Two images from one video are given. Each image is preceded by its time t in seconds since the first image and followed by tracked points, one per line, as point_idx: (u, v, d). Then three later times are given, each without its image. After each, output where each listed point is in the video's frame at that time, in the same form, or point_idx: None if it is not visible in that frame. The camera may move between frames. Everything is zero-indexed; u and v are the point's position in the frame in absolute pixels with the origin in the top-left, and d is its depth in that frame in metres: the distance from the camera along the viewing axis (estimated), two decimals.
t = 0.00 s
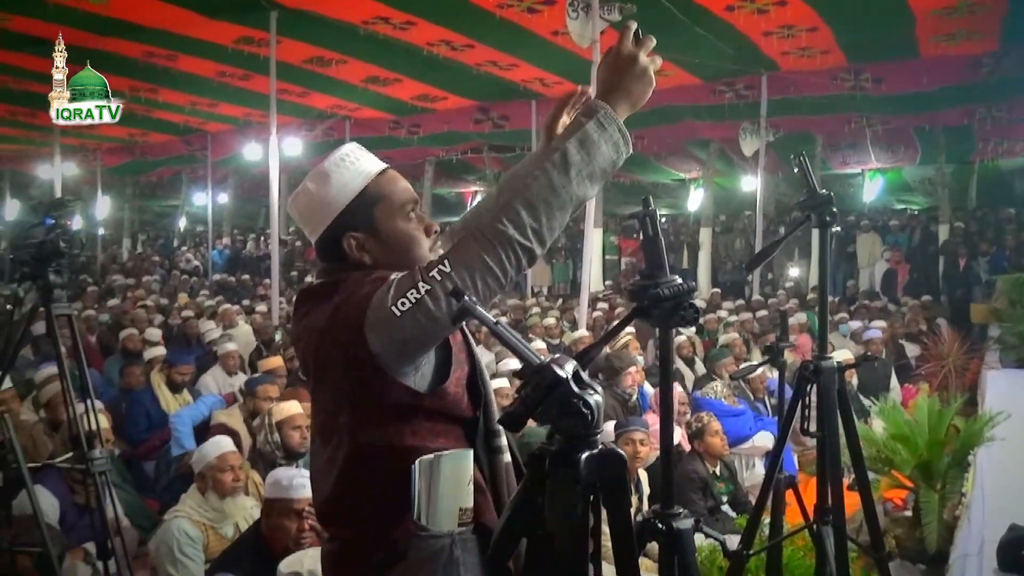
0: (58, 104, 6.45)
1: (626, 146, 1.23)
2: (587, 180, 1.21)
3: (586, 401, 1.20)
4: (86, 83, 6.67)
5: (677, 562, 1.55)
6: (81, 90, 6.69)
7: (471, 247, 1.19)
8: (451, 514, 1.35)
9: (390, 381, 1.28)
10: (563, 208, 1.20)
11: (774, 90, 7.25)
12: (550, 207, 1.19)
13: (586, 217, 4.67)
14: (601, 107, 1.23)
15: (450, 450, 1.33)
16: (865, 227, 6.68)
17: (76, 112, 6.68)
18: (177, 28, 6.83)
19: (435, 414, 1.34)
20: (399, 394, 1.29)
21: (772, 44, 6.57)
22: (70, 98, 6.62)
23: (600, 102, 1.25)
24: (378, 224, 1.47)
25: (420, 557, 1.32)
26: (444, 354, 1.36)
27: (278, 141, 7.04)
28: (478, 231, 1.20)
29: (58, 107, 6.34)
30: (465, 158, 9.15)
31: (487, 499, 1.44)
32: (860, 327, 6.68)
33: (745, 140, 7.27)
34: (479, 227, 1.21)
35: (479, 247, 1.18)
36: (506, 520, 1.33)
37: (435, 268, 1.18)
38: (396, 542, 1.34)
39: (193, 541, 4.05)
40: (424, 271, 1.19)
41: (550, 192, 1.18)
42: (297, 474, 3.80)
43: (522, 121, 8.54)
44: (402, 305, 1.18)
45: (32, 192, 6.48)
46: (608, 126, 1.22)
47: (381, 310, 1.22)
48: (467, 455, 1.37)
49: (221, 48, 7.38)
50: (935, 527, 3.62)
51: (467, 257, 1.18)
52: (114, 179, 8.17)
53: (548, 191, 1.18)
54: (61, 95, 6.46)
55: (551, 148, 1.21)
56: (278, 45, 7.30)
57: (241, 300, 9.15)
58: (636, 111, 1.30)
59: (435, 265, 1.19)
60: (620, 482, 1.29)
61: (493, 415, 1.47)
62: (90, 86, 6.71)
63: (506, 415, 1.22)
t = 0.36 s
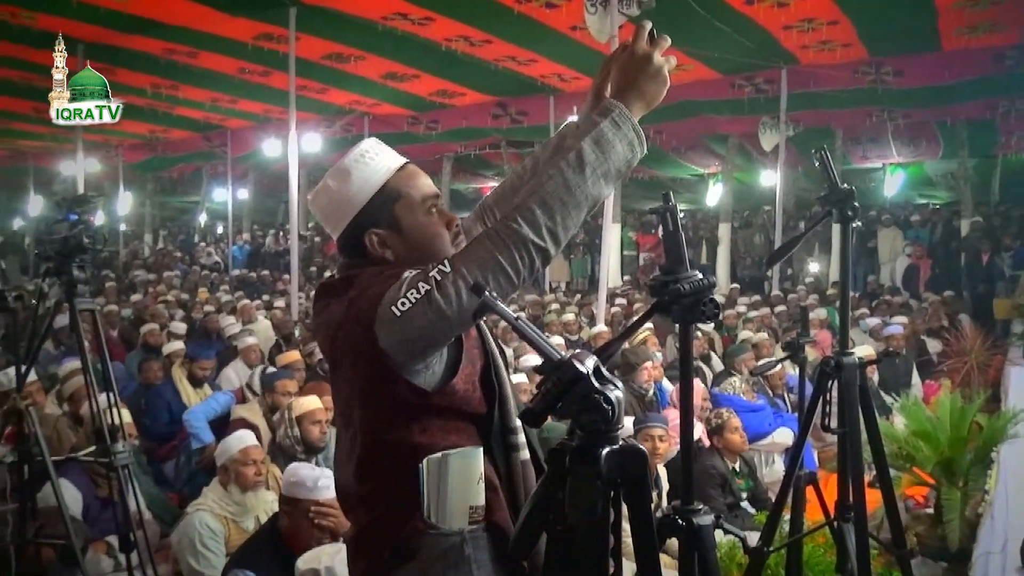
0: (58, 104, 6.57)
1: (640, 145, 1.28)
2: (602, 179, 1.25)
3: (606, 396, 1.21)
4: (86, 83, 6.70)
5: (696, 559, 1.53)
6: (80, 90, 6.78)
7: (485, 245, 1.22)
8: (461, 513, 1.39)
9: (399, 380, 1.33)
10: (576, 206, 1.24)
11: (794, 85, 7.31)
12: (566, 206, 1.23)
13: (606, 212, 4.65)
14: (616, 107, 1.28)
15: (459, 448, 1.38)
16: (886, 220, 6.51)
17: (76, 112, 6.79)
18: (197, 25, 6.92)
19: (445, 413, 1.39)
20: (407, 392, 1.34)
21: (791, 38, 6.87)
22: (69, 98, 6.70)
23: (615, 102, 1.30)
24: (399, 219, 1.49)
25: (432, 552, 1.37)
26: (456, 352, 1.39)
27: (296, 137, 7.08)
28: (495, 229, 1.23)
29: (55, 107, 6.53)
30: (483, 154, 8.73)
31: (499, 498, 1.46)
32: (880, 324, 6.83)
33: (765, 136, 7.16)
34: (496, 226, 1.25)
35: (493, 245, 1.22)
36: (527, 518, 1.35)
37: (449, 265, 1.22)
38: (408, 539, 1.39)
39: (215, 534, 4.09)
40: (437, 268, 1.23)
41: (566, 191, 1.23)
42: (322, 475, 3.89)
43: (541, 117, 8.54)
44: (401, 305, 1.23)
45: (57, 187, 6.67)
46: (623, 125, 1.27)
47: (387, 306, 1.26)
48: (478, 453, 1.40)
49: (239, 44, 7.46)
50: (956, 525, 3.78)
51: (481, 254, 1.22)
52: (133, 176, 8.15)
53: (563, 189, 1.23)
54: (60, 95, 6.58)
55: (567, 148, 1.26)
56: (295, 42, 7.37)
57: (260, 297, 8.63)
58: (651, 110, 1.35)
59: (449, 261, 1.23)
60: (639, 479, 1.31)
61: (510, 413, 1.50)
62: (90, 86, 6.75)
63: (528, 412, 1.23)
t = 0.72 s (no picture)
0: (58, 104, 6.55)
1: (642, 144, 1.35)
2: (607, 180, 1.32)
3: (619, 396, 1.21)
4: (86, 83, 6.74)
5: (707, 558, 1.56)
6: (80, 90, 6.83)
7: (492, 247, 1.29)
8: (466, 514, 1.45)
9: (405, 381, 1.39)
10: (581, 206, 1.31)
11: (806, 83, 7.25)
12: (570, 207, 1.30)
13: (617, 211, 4.63)
14: (617, 108, 1.35)
15: (463, 450, 1.45)
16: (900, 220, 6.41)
17: (77, 112, 6.83)
18: (208, 24, 7.00)
19: (451, 413, 1.46)
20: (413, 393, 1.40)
21: (803, 37, 7.03)
22: (69, 98, 6.74)
23: (615, 104, 1.36)
24: (411, 219, 1.53)
25: (438, 553, 1.44)
26: (460, 353, 1.45)
27: (308, 136, 7.11)
28: (500, 231, 1.30)
29: (56, 107, 6.53)
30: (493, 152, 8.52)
31: (504, 499, 1.51)
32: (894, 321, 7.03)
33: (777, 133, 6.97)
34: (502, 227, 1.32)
35: (498, 247, 1.29)
36: (537, 516, 1.33)
37: (455, 266, 1.29)
38: (413, 538, 1.46)
39: (227, 534, 4.11)
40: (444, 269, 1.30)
41: (570, 192, 1.30)
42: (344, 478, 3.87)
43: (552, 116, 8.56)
44: (400, 305, 1.29)
45: (69, 187, 6.74)
46: (624, 125, 1.33)
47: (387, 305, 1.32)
48: (482, 455, 1.47)
49: (250, 44, 7.63)
50: (970, 525, 3.80)
51: (486, 256, 1.28)
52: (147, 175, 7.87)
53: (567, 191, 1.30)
54: (60, 95, 6.56)
55: (569, 149, 1.33)
56: (307, 41, 7.46)
57: (272, 296, 8.95)
58: (652, 109, 1.41)
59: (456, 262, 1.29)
60: (649, 478, 1.31)
61: (517, 414, 1.55)
62: (90, 86, 6.78)
63: (542, 408, 1.23)
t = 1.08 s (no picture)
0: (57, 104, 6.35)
1: (648, 145, 1.35)
2: (612, 181, 1.32)
3: (630, 392, 1.21)
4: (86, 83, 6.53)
5: (718, 554, 1.56)
6: (81, 90, 6.63)
7: (495, 248, 1.29)
8: (469, 514, 1.44)
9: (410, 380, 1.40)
10: (587, 208, 1.30)
11: (817, 80, 7.11)
12: (576, 209, 1.29)
13: (626, 208, 4.61)
14: (622, 109, 1.35)
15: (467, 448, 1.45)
16: (911, 217, 6.82)
17: (75, 113, 6.62)
18: (218, 20, 7.03)
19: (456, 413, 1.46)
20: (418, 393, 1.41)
21: (813, 33, 6.77)
22: (69, 98, 6.52)
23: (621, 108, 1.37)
24: (419, 215, 1.54)
25: (442, 549, 1.43)
26: (467, 353, 1.46)
27: (317, 133, 7.12)
28: (507, 232, 1.30)
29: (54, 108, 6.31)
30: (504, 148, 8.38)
31: (508, 498, 1.50)
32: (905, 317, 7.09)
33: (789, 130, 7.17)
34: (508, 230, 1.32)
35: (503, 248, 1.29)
36: (548, 512, 1.34)
37: (461, 265, 1.29)
38: (416, 538, 1.46)
39: (238, 527, 4.11)
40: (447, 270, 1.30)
41: (576, 195, 1.29)
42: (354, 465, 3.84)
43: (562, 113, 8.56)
44: (401, 305, 1.29)
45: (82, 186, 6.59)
46: (628, 126, 1.34)
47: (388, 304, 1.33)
48: (486, 453, 1.46)
49: (262, 41, 7.74)
50: (982, 522, 3.74)
51: (492, 259, 1.28)
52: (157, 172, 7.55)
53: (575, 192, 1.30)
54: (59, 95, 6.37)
55: (575, 152, 1.33)
56: (318, 37, 7.49)
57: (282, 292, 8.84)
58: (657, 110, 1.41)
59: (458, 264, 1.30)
60: (662, 474, 1.31)
61: (523, 414, 1.54)
62: (90, 86, 6.57)
63: (554, 404, 1.23)
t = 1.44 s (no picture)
0: (57, 105, 6.48)
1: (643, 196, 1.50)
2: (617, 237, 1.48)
3: (643, 385, 1.21)
4: (86, 84, 6.75)
5: (732, 551, 1.54)
6: (81, 90, 6.82)
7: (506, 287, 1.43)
8: (472, 520, 1.56)
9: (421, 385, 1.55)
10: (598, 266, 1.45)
11: (831, 72, 7.24)
12: (587, 269, 1.44)
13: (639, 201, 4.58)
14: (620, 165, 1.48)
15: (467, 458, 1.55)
16: (926, 211, 6.72)
17: (77, 112, 6.80)
18: (230, 16, 7.00)
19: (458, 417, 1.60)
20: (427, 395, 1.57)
21: (828, 25, 6.79)
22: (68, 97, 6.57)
23: (615, 157, 1.50)
24: (429, 211, 1.60)
25: (444, 555, 1.57)
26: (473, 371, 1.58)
27: (330, 127, 7.11)
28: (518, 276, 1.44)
29: (56, 108, 6.43)
30: (514, 143, 8.77)
31: (510, 504, 1.61)
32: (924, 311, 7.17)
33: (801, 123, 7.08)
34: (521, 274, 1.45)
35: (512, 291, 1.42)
36: (561, 507, 1.33)
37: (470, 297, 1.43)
38: (421, 541, 1.61)
39: (252, 519, 4.14)
40: (460, 296, 1.44)
41: (586, 255, 1.43)
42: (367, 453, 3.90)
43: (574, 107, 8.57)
44: (402, 305, 1.48)
45: (96, 179, 6.77)
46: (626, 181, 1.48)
47: (388, 304, 1.50)
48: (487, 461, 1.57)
49: (273, 36, 7.58)
50: (995, 518, 3.72)
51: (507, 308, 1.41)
52: (171, 167, 7.70)
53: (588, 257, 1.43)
54: (60, 95, 6.48)
55: (581, 206, 1.47)
56: (330, 33, 7.46)
57: (295, 285, 9.24)
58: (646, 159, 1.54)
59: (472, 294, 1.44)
60: (677, 467, 1.28)
61: (527, 417, 1.66)
62: (89, 86, 6.78)
63: (567, 398, 1.24)
